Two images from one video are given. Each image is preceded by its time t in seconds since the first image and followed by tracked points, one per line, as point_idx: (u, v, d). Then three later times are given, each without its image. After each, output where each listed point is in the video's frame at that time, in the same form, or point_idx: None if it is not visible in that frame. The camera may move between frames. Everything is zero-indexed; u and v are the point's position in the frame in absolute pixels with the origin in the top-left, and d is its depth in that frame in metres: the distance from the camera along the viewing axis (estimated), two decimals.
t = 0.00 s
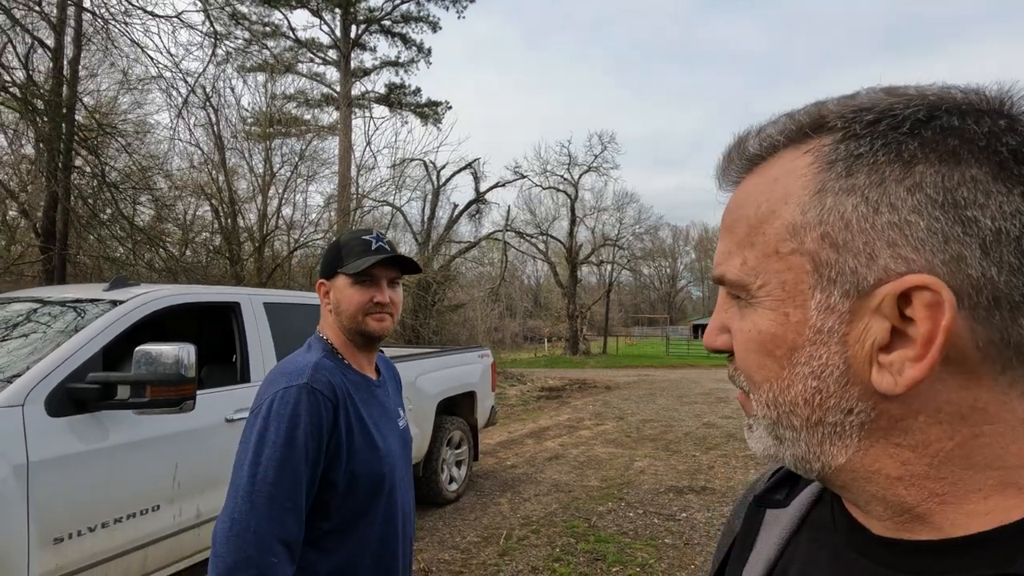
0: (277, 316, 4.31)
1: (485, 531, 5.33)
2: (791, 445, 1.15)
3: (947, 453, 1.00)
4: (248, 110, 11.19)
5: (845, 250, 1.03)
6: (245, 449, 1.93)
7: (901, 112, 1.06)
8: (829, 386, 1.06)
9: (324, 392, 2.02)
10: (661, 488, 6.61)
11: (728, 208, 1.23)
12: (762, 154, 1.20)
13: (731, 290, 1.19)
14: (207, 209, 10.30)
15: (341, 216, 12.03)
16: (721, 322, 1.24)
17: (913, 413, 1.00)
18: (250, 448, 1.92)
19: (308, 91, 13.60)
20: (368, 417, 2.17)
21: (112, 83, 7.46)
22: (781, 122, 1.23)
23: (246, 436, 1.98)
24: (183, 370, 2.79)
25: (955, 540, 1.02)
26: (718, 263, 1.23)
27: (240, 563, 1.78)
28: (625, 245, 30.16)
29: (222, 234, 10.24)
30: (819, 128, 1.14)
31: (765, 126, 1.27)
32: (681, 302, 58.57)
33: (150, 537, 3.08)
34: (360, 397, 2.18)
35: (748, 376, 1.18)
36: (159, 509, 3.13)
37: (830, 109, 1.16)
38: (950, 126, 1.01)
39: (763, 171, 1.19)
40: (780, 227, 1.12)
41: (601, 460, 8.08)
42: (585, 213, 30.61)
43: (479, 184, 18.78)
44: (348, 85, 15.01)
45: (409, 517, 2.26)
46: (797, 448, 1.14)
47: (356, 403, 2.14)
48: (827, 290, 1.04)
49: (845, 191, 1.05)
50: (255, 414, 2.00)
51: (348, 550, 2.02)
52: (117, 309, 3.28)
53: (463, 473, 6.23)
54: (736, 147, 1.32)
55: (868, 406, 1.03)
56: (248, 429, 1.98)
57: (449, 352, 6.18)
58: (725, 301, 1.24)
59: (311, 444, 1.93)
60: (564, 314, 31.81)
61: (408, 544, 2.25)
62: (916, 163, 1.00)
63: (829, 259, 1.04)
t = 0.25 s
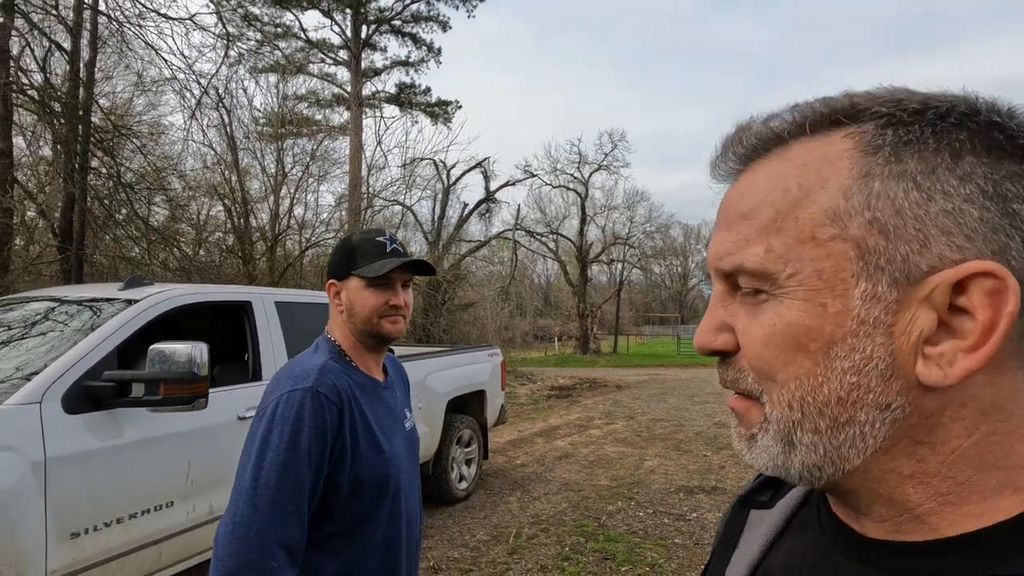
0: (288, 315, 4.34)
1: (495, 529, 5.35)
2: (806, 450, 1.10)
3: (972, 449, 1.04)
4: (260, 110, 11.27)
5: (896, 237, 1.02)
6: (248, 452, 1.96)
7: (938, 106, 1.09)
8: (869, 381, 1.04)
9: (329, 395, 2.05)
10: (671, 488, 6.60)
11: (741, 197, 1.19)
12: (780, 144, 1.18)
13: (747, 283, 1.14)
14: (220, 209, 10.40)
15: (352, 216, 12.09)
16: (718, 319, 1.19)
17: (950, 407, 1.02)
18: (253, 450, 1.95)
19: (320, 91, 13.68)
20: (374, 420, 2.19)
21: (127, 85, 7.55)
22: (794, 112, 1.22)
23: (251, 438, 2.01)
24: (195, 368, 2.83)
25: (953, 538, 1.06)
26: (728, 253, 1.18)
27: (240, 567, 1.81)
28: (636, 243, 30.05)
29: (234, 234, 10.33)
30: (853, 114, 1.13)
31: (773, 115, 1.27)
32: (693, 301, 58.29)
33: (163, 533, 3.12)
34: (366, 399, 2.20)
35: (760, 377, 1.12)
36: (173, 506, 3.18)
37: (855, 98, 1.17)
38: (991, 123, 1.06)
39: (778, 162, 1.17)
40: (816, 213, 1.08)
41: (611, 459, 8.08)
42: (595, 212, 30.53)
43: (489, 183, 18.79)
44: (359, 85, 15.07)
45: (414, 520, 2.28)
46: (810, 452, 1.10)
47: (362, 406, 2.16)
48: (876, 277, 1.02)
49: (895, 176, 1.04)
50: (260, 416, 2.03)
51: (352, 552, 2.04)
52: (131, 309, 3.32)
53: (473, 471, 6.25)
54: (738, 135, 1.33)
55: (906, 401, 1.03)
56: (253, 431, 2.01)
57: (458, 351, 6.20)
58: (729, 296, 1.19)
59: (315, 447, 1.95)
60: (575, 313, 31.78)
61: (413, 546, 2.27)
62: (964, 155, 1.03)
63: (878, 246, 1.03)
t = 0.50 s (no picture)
0: (296, 316, 4.38)
1: (502, 529, 5.37)
2: (885, 453, 1.07)
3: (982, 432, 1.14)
4: (269, 111, 11.34)
5: (942, 227, 1.15)
6: (238, 466, 1.96)
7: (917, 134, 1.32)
8: (950, 365, 1.08)
9: (321, 409, 2.06)
10: (679, 489, 6.59)
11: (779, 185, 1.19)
12: (813, 136, 1.24)
13: (814, 269, 1.13)
14: (229, 209, 10.47)
15: (360, 215, 12.13)
16: (766, 316, 1.13)
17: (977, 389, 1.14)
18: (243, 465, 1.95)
19: (328, 91, 13.74)
20: (370, 434, 2.19)
21: (137, 87, 7.62)
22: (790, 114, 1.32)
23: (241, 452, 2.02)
24: (205, 368, 2.85)
25: (951, 527, 1.11)
26: (780, 242, 1.15)
27: None
28: (644, 243, 29.94)
29: (244, 233, 10.40)
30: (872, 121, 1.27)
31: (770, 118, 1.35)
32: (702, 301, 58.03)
33: (173, 531, 3.16)
34: (362, 412, 2.21)
35: (834, 376, 1.07)
36: (182, 504, 3.21)
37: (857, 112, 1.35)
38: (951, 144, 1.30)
39: (812, 154, 1.21)
40: (882, 195, 1.13)
41: (618, 459, 8.07)
42: (603, 211, 30.46)
43: (497, 182, 18.79)
44: (367, 86, 15.12)
45: (411, 534, 2.28)
46: (892, 450, 1.07)
47: (358, 420, 2.17)
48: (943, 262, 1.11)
49: (921, 173, 1.19)
50: (252, 430, 2.04)
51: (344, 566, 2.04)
52: (144, 308, 3.38)
53: (480, 470, 6.28)
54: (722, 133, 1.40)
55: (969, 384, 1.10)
56: (243, 446, 2.01)
57: (466, 351, 6.23)
58: (773, 288, 1.15)
59: (304, 462, 1.95)
60: (582, 312, 31.71)
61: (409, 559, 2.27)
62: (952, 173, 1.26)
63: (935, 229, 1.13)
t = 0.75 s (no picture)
0: (303, 316, 4.41)
1: (508, 528, 5.39)
2: (865, 459, 1.12)
3: (945, 431, 1.20)
4: (277, 112, 11.39)
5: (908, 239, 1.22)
6: (231, 491, 1.89)
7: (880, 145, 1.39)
8: (920, 370, 1.14)
9: (317, 430, 1.99)
10: (685, 489, 6.59)
11: (759, 193, 1.22)
12: (791, 144, 1.28)
13: (795, 279, 1.17)
14: (238, 209, 10.52)
15: (367, 216, 12.16)
16: (750, 325, 1.17)
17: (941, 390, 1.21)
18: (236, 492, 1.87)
19: (335, 92, 13.79)
20: (364, 451, 2.15)
21: (146, 89, 7.68)
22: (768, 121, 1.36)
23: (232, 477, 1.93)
24: (213, 369, 2.87)
25: (919, 523, 1.15)
26: (761, 252, 1.19)
27: None
28: (651, 242, 29.86)
29: (252, 234, 10.45)
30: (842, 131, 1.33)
31: (748, 122, 1.39)
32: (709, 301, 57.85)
33: (181, 530, 3.19)
34: (356, 429, 2.16)
35: (816, 384, 1.11)
36: (191, 503, 3.24)
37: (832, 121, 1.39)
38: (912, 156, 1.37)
39: (791, 162, 1.24)
40: (857, 205, 1.19)
41: (624, 459, 8.07)
42: (610, 211, 30.39)
43: (503, 182, 18.79)
44: (373, 86, 15.16)
45: (406, 546, 2.27)
46: (872, 453, 1.12)
47: (353, 438, 2.12)
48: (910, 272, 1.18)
49: (889, 186, 1.26)
50: (243, 454, 1.96)
51: None
52: (154, 308, 3.42)
53: (486, 470, 6.30)
54: (699, 138, 1.44)
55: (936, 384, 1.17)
56: (234, 471, 1.93)
57: (472, 351, 6.25)
58: (755, 296, 1.19)
59: (302, 486, 1.89)
60: (589, 312, 31.65)
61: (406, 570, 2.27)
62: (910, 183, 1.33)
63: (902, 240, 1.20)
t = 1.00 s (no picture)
0: (306, 316, 4.43)
1: (510, 528, 5.40)
2: (850, 463, 1.13)
3: (926, 431, 1.22)
4: (281, 112, 11.42)
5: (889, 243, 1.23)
6: (240, 499, 1.88)
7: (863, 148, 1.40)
8: (902, 375, 1.16)
9: (325, 435, 1.99)
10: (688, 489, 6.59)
11: (745, 201, 1.23)
12: (774, 149, 1.28)
13: (780, 286, 1.18)
14: (242, 209, 10.56)
15: (371, 216, 12.18)
16: (738, 331, 1.17)
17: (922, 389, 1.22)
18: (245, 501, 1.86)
19: (339, 92, 13.81)
20: (369, 454, 2.16)
21: (151, 89, 7.72)
22: (751, 126, 1.37)
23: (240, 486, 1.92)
24: (217, 368, 2.89)
25: (897, 522, 1.16)
26: (749, 259, 1.19)
27: None
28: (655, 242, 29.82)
29: (256, 234, 10.48)
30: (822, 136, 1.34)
31: (732, 127, 1.40)
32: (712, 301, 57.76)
33: (185, 529, 3.20)
34: (362, 432, 2.16)
35: (802, 389, 1.12)
36: (195, 502, 3.26)
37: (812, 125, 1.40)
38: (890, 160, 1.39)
39: (774, 168, 1.25)
40: (841, 211, 1.20)
41: (627, 459, 8.07)
42: (614, 210, 30.37)
43: (506, 182, 18.80)
44: (377, 87, 15.18)
45: (412, 546, 2.29)
46: (859, 452, 1.12)
47: (359, 441, 2.12)
48: (891, 276, 1.20)
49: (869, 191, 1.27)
50: (250, 461, 1.94)
51: None
52: (158, 308, 3.44)
53: (489, 470, 6.31)
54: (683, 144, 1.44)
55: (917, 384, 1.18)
56: (242, 479, 1.91)
57: (475, 351, 6.27)
58: (742, 301, 1.20)
59: (312, 492, 1.89)
60: (593, 312, 31.63)
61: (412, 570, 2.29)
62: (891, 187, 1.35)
63: (883, 245, 1.21)
